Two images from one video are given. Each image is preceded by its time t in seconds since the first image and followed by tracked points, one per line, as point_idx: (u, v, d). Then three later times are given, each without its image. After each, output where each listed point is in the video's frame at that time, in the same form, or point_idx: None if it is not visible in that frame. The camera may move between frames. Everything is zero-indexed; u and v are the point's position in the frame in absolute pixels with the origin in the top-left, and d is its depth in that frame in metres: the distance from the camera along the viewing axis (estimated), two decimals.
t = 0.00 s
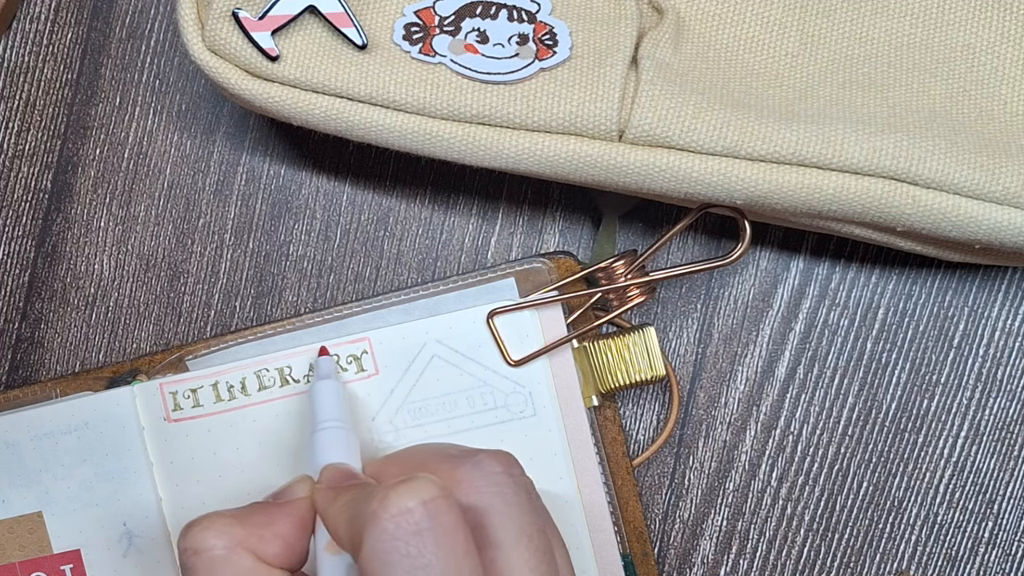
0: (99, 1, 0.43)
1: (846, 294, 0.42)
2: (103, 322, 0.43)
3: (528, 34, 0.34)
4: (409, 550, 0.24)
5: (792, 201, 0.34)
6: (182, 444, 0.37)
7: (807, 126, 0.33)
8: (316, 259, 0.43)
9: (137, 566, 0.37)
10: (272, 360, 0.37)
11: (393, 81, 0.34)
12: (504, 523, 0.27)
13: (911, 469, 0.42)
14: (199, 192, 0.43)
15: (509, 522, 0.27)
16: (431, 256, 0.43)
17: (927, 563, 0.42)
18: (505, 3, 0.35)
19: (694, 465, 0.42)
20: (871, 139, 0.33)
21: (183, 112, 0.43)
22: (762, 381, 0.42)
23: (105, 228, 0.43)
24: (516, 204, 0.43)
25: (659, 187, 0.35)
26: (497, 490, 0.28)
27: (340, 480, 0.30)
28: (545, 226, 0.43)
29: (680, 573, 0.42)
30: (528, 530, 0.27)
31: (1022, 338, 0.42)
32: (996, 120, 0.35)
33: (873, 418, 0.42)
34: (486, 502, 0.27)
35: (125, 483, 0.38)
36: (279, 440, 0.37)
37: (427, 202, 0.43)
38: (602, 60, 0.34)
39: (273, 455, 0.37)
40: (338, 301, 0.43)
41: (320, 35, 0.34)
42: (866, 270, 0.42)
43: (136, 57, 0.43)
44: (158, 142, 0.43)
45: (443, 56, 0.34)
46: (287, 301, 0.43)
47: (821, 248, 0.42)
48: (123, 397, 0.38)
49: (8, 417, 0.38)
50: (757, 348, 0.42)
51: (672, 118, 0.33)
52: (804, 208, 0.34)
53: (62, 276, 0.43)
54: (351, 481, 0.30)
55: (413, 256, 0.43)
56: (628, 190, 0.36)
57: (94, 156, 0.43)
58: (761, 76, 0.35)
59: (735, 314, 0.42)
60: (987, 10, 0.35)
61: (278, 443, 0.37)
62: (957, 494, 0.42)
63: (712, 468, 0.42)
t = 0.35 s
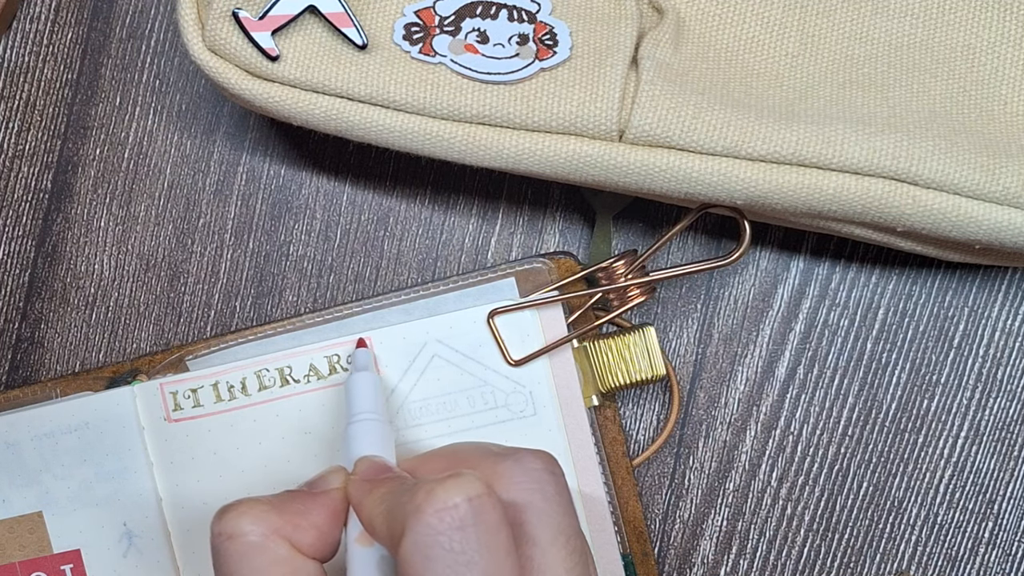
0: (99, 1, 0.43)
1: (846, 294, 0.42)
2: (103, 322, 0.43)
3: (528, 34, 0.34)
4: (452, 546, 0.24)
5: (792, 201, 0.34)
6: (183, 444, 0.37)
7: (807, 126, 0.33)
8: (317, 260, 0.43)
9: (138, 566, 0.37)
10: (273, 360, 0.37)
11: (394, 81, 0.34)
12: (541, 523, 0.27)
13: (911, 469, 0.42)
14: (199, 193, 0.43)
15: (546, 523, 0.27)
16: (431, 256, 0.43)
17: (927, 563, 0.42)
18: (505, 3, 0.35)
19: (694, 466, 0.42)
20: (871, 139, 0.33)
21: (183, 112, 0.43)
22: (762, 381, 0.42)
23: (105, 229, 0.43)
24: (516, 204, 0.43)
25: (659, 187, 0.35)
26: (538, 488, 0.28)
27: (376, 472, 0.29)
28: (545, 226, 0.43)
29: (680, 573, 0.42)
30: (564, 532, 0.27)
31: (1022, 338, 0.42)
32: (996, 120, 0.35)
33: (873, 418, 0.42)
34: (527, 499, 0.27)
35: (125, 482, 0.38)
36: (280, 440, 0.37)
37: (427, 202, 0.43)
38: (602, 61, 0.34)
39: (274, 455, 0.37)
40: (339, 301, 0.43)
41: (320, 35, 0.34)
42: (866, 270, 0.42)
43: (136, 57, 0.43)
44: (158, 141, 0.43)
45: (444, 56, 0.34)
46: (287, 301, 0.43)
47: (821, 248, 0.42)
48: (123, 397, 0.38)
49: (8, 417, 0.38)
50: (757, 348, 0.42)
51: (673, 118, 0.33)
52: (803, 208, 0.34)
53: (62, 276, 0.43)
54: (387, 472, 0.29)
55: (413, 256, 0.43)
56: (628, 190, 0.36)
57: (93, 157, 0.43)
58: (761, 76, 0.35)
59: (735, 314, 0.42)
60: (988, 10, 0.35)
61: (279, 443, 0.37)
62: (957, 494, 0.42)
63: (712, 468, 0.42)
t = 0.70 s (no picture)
0: (99, 1, 0.43)
1: (846, 294, 0.42)
2: (103, 322, 0.43)
3: (528, 34, 0.34)
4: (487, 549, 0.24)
5: (792, 201, 0.34)
6: (180, 445, 0.38)
7: (807, 126, 0.33)
8: (317, 260, 0.43)
9: (136, 567, 0.38)
10: (266, 362, 0.37)
11: (394, 81, 0.34)
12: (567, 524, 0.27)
13: (911, 469, 0.42)
14: (199, 192, 0.43)
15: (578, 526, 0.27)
16: (431, 257, 0.43)
17: (927, 563, 0.42)
18: (505, 3, 0.35)
19: (694, 465, 0.42)
20: (871, 139, 0.33)
21: (183, 112, 0.43)
22: (762, 381, 0.42)
23: (105, 229, 0.43)
24: (516, 204, 0.43)
25: (659, 187, 0.35)
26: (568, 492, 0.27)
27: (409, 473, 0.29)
28: (545, 226, 0.43)
29: (680, 573, 0.42)
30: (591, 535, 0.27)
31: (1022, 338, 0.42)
32: (997, 120, 0.35)
33: (873, 418, 0.42)
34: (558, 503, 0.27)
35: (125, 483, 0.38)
36: (275, 442, 0.38)
37: (427, 202, 0.43)
38: (602, 60, 0.34)
39: (270, 457, 0.38)
40: (339, 301, 0.43)
41: (320, 35, 0.34)
42: (866, 270, 0.42)
43: (136, 57, 0.43)
44: (158, 141, 0.43)
45: (444, 56, 0.34)
46: (287, 301, 0.43)
47: (821, 248, 0.42)
48: (121, 397, 0.38)
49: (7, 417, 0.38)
50: (757, 348, 0.42)
51: (673, 118, 0.33)
52: (803, 208, 0.34)
53: (62, 276, 0.43)
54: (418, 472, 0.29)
55: (413, 256, 0.43)
56: (628, 190, 0.36)
57: (93, 157, 0.43)
58: (761, 76, 0.35)
59: (735, 314, 0.42)
60: (988, 10, 0.35)
61: (274, 445, 0.38)
62: (957, 494, 0.42)
63: (712, 468, 0.42)
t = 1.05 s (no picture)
0: (99, 1, 0.43)
1: (846, 294, 0.42)
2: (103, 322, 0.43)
3: (528, 34, 0.34)
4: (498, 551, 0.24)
5: (792, 201, 0.34)
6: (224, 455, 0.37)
7: (807, 126, 0.33)
8: (317, 260, 0.43)
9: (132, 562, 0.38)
10: (439, 437, 0.36)
11: (393, 81, 0.34)
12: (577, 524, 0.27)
13: (911, 469, 0.42)
14: (199, 192, 0.43)
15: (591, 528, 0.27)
16: (431, 257, 0.43)
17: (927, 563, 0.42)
18: (505, 3, 0.35)
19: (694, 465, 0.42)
20: (871, 139, 0.33)
21: (183, 112, 0.43)
22: (762, 381, 0.42)
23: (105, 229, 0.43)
24: (516, 204, 0.43)
25: (659, 188, 0.35)
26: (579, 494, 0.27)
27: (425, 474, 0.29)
28: (545, 226, 0.43)
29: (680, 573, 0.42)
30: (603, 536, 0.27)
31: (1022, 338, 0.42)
32: (998, 120, 0.34)
33: (873, 418, 0.42)
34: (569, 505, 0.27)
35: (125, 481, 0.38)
36: (342, 502, 0.37)
37: (427, 202, 0.43)
38: (602, 61, 0.34)
39: (328, 507, 0.37)
40: (339, 301, 0.43)
41: (320, 35, 0.34)
42: (866, 270, 0.42)
43: (137, 57, 0.43)
44: (158, 142, 0.43)
45: (443, 56, 0.34)
46: (287, 301, 0.43)
47: (821, 249, 0.42)
48: (292, 393, 0.37)
49: (124, 350, 0.38)
50: (757, 348, 0.42)
51: (673, 118, 0.33)
52: (804, 208, 0.34)
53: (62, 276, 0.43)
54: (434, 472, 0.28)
55: (413, 256, 0.43)
56: (628, 190, 0.36)
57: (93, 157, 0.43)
58: (761, 76, 0.35)
59: (735, 315, 0.42)
60: (987, 11, 0.35)
61: (337, 510, 0.37)
62: (957, 494, 0.42)
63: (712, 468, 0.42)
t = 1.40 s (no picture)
0: (99, 1, 0.43)
1: (846, 294, 0.42)
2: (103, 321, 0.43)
3: (528, 34, 0.34)
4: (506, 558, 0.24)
5: (792, 201, 0.34)
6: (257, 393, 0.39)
7: (807, 126, 0.33)
8: (317, 260, 0.43)
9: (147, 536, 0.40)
10: (471, 387, 0.37)
11: (393, 81, 0.34)
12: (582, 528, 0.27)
13: (911, 470, 0.42)
14: (199, 193, 0.43)
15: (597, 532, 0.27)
16: (431, 257, 0.43)
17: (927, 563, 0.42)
18: (505, 3, 0.35)
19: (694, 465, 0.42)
20: (872, 139, 0.33)
21: (183, 112, 0.43)
22: (762, 381, 0.42)
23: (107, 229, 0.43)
24: (516, 204, 0.43)
25: (659, 188, 0.35)
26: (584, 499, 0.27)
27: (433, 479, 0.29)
28: (545, 226, 0.43)
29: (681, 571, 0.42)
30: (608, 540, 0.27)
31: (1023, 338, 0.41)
32: (996, 120, 0.34)
33: (873, 418, 0.42)
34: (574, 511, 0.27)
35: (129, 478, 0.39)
36: (371, 450, 0.38)
37: (427, 202, 0.43)
38: (602, 61, 0.34)
39: (351, 467, 0.38)
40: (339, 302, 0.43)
41: (320, 35, 0.34)
42: (866, 270, 0.42)
43: (136, 57, 0.43)
44: (159, 142, 0.43)
45: (444, 56, 0.34)
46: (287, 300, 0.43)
47: (821, 249, 0.42)
48: (328, 332, 0.38)
49: (163, 271, 0.39)
50: (757, 348, 0.42)
51: (672, 118, 0.33)
52: (804, 208, 0.34)
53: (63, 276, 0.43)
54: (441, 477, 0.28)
55: (413, 256, 0.43)
56: (628, 190, 0.36)
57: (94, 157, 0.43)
58: (761, 76, 0.35)
59: (735, 315, 0.42)
60: (988, 11, 0.35)
61: (365, 457, 0.38)
62: (957, 494, 0.42)
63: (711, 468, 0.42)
